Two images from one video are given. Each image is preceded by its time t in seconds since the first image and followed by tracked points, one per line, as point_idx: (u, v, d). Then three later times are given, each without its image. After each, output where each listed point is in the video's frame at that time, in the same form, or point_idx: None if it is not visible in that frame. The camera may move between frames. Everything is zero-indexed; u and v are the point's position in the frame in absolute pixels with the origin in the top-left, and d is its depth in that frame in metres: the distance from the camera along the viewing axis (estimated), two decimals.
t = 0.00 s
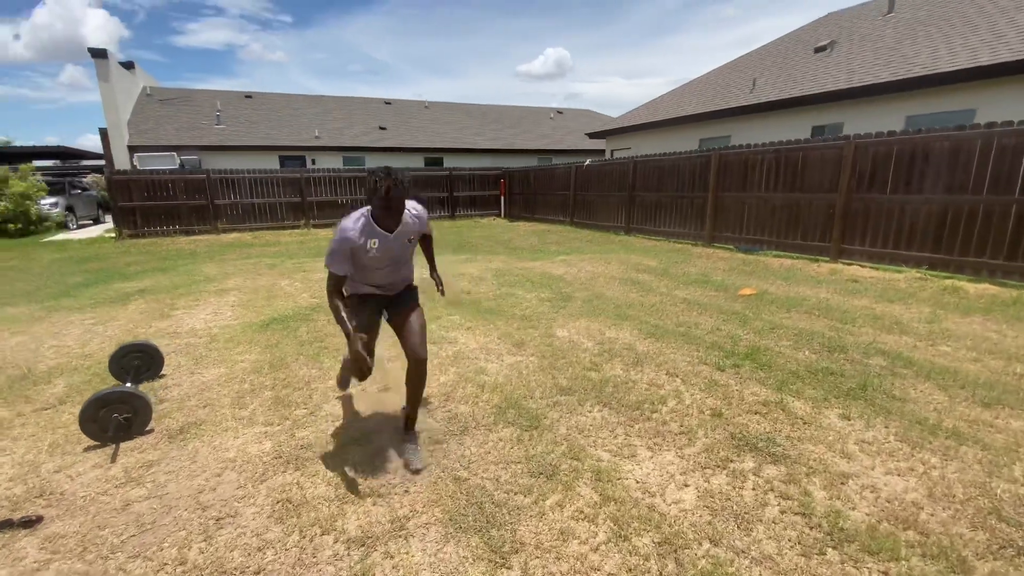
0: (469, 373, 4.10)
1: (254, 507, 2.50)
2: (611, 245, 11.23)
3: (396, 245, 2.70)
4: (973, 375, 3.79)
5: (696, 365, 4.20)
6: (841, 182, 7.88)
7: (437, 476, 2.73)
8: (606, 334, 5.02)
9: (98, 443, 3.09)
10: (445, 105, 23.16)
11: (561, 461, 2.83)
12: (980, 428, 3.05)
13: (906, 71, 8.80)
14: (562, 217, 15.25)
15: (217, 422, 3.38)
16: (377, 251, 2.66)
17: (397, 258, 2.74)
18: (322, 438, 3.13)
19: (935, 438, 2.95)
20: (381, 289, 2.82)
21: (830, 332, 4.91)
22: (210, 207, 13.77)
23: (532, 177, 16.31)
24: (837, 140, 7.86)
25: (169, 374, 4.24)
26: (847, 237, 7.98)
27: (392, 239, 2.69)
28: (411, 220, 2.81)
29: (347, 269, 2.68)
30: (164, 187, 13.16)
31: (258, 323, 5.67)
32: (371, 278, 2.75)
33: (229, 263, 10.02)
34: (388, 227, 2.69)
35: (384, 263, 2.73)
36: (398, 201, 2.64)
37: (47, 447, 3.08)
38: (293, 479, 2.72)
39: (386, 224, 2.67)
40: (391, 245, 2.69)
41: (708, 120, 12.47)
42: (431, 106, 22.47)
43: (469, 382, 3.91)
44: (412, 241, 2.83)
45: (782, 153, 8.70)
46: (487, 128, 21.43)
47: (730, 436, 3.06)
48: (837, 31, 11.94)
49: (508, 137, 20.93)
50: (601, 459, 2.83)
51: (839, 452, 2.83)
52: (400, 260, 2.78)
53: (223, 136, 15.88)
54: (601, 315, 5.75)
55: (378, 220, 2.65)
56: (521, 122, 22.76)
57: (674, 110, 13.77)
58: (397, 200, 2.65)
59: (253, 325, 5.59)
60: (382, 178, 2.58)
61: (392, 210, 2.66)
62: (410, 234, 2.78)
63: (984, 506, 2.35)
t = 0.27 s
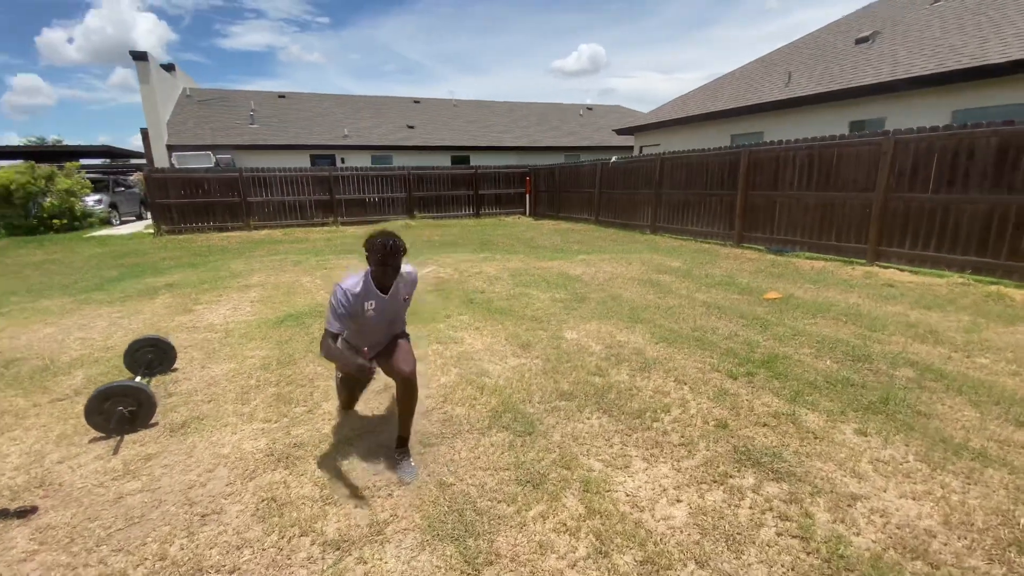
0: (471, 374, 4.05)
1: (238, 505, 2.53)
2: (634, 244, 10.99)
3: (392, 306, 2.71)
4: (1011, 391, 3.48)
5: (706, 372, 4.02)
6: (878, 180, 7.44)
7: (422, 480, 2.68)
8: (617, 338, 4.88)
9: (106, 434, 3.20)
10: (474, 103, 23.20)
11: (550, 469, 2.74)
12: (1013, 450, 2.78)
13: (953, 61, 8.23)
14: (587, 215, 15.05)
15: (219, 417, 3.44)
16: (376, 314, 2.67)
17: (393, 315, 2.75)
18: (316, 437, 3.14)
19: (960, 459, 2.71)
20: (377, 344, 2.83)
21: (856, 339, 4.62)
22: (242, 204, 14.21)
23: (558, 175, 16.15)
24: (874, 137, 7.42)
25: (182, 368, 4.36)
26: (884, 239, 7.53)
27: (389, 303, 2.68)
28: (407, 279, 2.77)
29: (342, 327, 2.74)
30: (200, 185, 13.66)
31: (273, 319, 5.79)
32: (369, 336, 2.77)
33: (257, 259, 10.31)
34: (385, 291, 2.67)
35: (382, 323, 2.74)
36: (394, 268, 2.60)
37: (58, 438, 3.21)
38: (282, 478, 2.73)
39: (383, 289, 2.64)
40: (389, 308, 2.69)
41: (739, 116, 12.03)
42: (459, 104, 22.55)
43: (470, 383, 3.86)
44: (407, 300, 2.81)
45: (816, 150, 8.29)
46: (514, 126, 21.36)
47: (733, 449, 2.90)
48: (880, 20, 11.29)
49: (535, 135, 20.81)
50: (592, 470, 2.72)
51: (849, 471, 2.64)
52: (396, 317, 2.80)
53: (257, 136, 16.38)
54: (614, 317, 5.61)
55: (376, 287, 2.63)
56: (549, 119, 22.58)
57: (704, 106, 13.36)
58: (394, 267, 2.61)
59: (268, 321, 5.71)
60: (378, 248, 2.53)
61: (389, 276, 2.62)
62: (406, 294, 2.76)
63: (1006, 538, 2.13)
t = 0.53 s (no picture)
0: (482, 375, 4.01)
1: (240, 499, 2.58)
2: (664, 243, 10.69)
3: (380, 232, 2.64)
4: None
5: (726, 379, 3.84)
6: (928, 177, 6.93)
7: (420, 481, 2.66)
8: (636, 340, 4.73)
9: (127, 424, 3.33)
10: (507, 99, 23.15)
11: (550, 476, 2.67)
12: None
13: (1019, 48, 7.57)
14: (618, 212, 14.78)
15: (233, 410, 3.54)
16: (364, 237, 2.62)
17: (381, 244, 2.68)
18: (322, 434, 3.17)
19: (1001, 486, 2.47)
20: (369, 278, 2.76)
21: (894, 348, 4.32)
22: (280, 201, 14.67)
23: (589, 171, 15.92)
24: (925, 130, 6.92)
25: (206, 360, 4.52)
26: (933, 240, 7.03)
27: (378, 225, 2.63)
28: (401, 209, 2.74)
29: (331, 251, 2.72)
30: (241, 183, 14.18)
31: (297, 313, 5.93)
32: (359, 264, 2.71)
33: (289, 255, 10.62)
34: (374, 213, 2.64)
35: (371, 250, 2.67)
36: (382, 190, 2.60)
37: (85, 426, 3.38)
38: (285, 473, 2.77)
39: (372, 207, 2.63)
40: (378, 233, 2.64)
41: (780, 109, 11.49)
42: (492, 101, 22.55)
43: (480, 383, 3.82)
44: (400, 233, 2.75)
45: (860, 145, 7.81)
46: (547, 123, 21.20)
47: (745, 463, 2.74)
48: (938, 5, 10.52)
49: (568, 131, 20.58)
50: (593, 479, 2.63)
51: (870, 493, 2.45)
52: (387, 248, 2.72)
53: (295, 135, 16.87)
54: (636, 319, 5.45)
55: (364, 206, 2.62)
56: (582, 115, 22.29)
57: (743, 99, 12.83)
58: (382, 187, 2.61)
59: (292, 316, 5.85)
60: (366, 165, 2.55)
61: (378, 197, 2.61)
62: (398, 224, 2.71)
63: None
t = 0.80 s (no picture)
0: (497, 377, 3.93)
1: (245, 496, 2.59)
2: (700, 243, 10.31)
3: (365, 251, 2.58)
4: None
5: (754, 389, 3.61)
6: (992, 174, 6.37)
7: (422, 486, 2.60)
8: (660, 345, 4.53)
9: (151, 415, 3.43)
10: (542, 97, 22.99)
11: (556, 487, 2.56)
12: None
13: None
14: (653, 211, 14.39)
15: (251, 406, 3.59)
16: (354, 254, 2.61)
17: (366, 264, 2.60)
18: (331, 432, 3.17)
19: None
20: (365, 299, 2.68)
21: (945, 360, 3.96)
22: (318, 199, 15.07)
23: (624, 169, 15.58)
24: (990, 123, 6.35)
25: (232, 354, 4.64)
26: (997, 243, 6.46)
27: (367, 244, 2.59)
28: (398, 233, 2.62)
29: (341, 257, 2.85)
30: (282, 181, 14.65)
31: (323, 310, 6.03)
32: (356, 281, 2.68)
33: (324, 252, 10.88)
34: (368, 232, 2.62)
35: (363, 269, 2.63)
36: (372, 210, 2.55)
37: (113, 416, 3.51)
38: (291, 472, 2.77)
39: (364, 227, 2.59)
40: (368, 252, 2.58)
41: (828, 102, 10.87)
42: (527, 99, 22.45)
43: (494, 386, 3.75)
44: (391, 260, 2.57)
45: (915, 139, 7.26)
46: (582, 120, 20.92)
47: (769, 482, 2.54)
48: None
49: (604, 129, 20.24)
50: (601, 493, 2.51)
51: (908, 524, 2.22)
52: (375, 271, 2.61)
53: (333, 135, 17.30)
54: (662, 322, 5.23)
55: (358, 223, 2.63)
56: (619, 112, 21.89)
57: (788, 92, 12.22)
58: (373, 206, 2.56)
59: (318, 312, 5.95)
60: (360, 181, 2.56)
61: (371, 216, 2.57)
62: (390, 247, 2.59)
63: None
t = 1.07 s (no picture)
0: (510, 383, 3.82)
1: (246, 497, 2.58)
2: (739, 245, 9.85)
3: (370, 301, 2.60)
4: None
5: (783, 405, 3.35)
6: None
7: (419, 497, 2.52)
8: (686, 354, 4.30)
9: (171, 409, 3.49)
10: (580, 95, 22.68)
11: (558, 505, 2.43)
12: None
13: None
14: (692, 211, 13.91)
15: (265, 404, 3.62)
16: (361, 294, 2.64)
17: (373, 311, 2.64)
18: (338, 435, 3.14)
19: None
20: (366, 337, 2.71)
21: (1006, 380, 3.57)
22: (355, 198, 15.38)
23: (662, 168, 15.13)
24: None
25: (255, 351, 4.72)
26: None
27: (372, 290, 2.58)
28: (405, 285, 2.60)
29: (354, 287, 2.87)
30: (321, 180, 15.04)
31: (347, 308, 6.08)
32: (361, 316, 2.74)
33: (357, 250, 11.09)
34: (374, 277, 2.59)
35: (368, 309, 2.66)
36: (381, 255, 2.46)
37: (135, 409, 3.61)
38: (293, 474, 2.75)
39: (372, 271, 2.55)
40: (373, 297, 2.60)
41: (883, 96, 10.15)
42: (564, 97, 22.20)
43: (505, 392, 3.64)
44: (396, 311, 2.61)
45: (980, 135, 6.65)
46: (620, 118, 20.50)
47: (791, 512, 2.32)
48: None
49: (642, 127, 19.77)
50: (604, 515, 2.35)
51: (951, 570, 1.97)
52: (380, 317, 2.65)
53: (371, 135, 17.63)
54: (690, 329, 4.99)
55: (367, 267, 2.59)
56: (658, 109, 21.32)
57: (840, 86, 11.51)
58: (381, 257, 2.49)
59: (342, 310, 6.01)
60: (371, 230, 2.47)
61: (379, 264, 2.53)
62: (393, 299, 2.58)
63: None
